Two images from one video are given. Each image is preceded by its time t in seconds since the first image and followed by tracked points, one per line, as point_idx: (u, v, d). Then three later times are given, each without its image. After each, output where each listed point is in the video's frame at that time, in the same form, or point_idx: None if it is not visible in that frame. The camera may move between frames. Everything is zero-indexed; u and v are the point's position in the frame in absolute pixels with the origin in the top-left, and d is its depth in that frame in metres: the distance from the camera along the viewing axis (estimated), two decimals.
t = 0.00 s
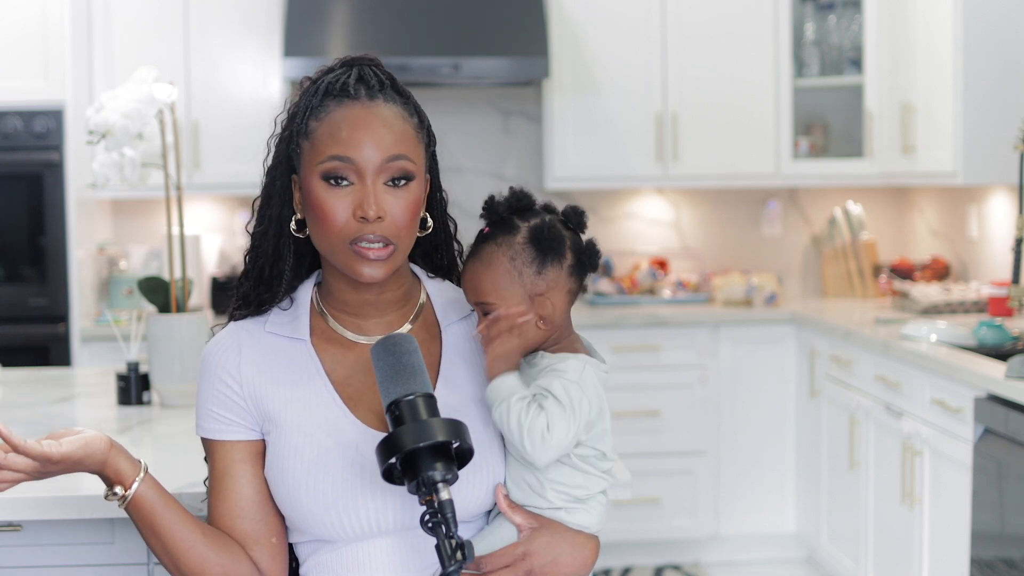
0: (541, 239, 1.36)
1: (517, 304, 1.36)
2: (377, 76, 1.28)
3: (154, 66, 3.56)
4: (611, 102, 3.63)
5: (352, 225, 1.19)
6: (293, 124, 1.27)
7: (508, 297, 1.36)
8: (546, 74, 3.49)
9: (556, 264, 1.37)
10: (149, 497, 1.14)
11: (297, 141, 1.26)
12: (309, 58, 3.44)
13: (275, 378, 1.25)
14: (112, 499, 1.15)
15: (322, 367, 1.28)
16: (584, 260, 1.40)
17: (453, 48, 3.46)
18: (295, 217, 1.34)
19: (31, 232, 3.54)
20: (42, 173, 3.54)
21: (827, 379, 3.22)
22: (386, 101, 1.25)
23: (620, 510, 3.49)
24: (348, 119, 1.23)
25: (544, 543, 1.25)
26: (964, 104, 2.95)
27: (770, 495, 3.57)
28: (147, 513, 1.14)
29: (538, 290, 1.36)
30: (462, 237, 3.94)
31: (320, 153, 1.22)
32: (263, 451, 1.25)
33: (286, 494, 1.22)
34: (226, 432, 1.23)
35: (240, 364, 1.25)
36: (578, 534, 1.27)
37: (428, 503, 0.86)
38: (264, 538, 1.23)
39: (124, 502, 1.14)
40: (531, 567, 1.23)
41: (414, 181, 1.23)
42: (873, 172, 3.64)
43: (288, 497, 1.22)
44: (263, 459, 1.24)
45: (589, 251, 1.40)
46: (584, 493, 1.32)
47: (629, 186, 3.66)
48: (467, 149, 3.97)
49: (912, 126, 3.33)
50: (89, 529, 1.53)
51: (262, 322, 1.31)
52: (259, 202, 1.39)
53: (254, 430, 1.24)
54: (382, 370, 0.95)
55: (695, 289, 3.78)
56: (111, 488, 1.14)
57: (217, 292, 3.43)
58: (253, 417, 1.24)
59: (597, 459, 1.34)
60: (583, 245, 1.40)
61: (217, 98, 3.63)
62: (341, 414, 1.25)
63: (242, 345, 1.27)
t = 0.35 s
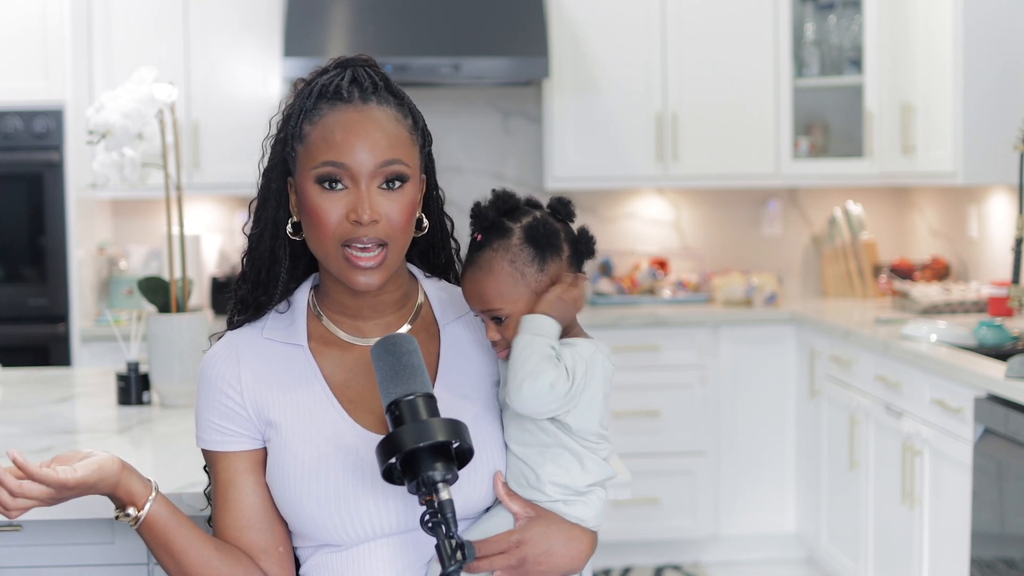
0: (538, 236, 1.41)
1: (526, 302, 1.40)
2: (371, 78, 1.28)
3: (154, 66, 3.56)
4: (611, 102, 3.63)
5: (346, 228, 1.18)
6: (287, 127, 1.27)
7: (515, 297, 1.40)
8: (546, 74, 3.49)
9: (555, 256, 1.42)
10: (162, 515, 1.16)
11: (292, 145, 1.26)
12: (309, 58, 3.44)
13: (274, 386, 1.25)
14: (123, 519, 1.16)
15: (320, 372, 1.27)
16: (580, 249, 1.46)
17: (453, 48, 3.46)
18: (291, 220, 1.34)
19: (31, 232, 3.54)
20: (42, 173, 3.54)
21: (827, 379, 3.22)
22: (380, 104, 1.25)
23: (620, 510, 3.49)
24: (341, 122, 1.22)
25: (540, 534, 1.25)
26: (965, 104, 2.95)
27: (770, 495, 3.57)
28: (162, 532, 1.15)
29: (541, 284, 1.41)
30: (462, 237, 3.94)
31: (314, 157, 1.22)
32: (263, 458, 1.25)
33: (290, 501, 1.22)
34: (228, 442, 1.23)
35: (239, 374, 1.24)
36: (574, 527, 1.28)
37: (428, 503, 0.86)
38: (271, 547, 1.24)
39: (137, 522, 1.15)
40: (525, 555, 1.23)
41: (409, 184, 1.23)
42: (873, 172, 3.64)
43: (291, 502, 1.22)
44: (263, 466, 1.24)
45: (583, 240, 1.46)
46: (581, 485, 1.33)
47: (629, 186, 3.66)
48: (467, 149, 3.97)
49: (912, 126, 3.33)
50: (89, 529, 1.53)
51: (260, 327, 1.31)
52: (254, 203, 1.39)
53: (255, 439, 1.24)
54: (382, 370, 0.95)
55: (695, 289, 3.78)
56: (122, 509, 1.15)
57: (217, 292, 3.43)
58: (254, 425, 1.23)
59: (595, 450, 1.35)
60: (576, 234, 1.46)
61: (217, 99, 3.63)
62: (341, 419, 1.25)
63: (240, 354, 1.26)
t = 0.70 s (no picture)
0: (516, 226, 1.43)
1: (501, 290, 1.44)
2: (366, 77, 1.28)
3: (154, 66, 3.56)
4: (611, 102, 3.63)
5: (352, 228, 1.19)
6: (285, 129, 1.27)
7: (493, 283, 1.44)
8: (546, 74, 3.49)
9: (534, 249, 1.42)
10: (176, 529, 1.13)
11: (290, 146, 1.26)
12: (309, 58, 3.45)
13: (278, 386, 1.25)
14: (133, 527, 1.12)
15: (324, 371, 1.27)
16: (568, 240, 1.45)
17: (453, 48, 3.46)
18: (291, 222, 1.35)
19: (31, 232, 3.55)
20: (42, 173, 3.54)
21: (827, 379, 3.22)
22: (378, 102, 1.25)
23: (620, 510, 3.49)
24: (340, 122, 1.22)
25: (520, 508, 1.22)
26: (965, 104, 2.96)
27: (770, 495, 3.57)
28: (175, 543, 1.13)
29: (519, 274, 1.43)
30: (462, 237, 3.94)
31: (314, 158, 1.22)
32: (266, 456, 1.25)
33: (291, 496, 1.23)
34: (230, 442, 1.23)
35: (243, 373, 1.24)
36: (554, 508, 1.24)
37: (428, 503, 0.86)
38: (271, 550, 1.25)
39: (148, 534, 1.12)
40: (501, 526, 1.20)
41: (410, 181, 1.23)
42: (873, 172, 3.64)
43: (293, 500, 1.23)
44: (266, 464, 1.25)
45: (570, 233, 1.45)
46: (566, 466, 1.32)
47: (629, 186, 3.66)
48: (467, 149, 3.97)
49: (912, 126, 3.33)
50: (89, 530, 1.53)
51: (263, 327, 1.31)
52: (252, 210, 1.40)
53: (258, 437, 1.24)
54: (382, 370, 0.95)
55: (695, 289, 3.78)
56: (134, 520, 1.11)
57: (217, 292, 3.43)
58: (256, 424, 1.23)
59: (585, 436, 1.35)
60: (565, 225, 1.45)
61: (217, 99, 3.63)
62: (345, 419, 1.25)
63: (242, 354, 1.26)
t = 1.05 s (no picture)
0: (519, 204, 1.34)
1: (494, 267, 1.35)
2: (352, 77, 1.29)
3: (154, 66, 3.56)
4: (611, 102, 3.63)
5: (343, 226, 1.19)
6: (274, 130, 1.27)
7: (486, 258, 1.36)
8: (546, 74, 3.49)
9: (532, 231, 1.34)
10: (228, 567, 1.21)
11: (279, 147, 1.26)
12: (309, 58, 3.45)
13: (263, 388, 1.25)
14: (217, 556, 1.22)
15: (308, 371, 1.27)
16: (570, 232, 1.37)
17: (453, 48, 3.46)
18: (281, 222, 1.34)
19: (31, 232, 3.54)
20: (42, 173, 3.54)
21: (827, 379, 3.22)
22: (365, 100, 1.25)
23: (621, 510, 3.49)
24: (328, 121, 1.22)
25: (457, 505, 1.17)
26: (964, 104, 2.96)
27: (770, 495, 3.56)
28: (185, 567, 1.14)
29: (513, 253, 1.34)
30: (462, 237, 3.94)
31: (304, 157, 1.22)
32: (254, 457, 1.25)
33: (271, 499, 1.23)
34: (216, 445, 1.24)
35: (230, 373, 1.25)
36: (495, 509, 1.19)
37: (428, 503, 0.86)
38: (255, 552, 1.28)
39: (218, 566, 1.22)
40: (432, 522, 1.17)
41: (400, 178, 1.24)
42: (873, 172, 3.64)
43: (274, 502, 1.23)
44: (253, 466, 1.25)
45: (571, 225, 1.36)
46: (521, 467, 1.27)
47: (629, 186, 3.66)
48: (467, 149, 3.97)
49: (912, 126, 3.33)
50: (89, 529, 1.53)
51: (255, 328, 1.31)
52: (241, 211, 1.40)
53: (243, 438, 1.24)
54: (383, 370, 0.95)
55: (695, 289, 3.78)
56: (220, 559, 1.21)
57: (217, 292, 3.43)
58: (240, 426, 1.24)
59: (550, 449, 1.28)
60: (570, 216, 1.37)
61: (216, 99, 3.63)
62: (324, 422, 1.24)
63: (232, 355, 1.26)
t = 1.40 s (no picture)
0: (539, 218, 1.32)
1: (516, 285, 1.32)
2: (348, 77, 1.29)
3: (154, 66, 3.56)
4: (611, 102, 3.63)
5: (349, 223, 1.19)
6: (271, 130, 1.27)
7: (507, 278, 1.33)
8: (546, 74, 3.49)
9: (556, 244, 1.33)
10: None
11: (278, 146, 1.26)
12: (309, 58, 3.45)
13: (266, 385, 1.25)
14: None
15: (309, 367, 1.28)
16: (592, 241, 1.36)
17: (453, 48, 3.46)
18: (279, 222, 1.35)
19: (31, 232, 3.54)
20: (42, 173, 3.54)
21: (827, 379, 3.22)
22: (364, 99, 1.25)
23: (621, 510, 3.49)
24: (330, 120, 1.22)
25: (469, 508, 1.21)
26: (965, 103, 2.95)
27: (770, 495, 3.56)
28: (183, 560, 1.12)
29: (538, 270, 1.32)
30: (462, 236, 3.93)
31: (308, 156, 1.22)
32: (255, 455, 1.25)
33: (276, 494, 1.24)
34: (215, 443, 1.24)
35: (230, 371, 1.25)
36: (508, 512, 1.22)
37: (429, 503, 0.86)
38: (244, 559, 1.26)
39: None
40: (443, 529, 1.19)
41: (401, 177, 1.24)
42: (873, 172, 3.64)
43: (279, 499, 1.24)
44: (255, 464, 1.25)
45: (593, 232, 1.36)
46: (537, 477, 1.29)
47: (629, 186, 3.66)
48: (467, 149, 3.97)
49: (912, 125, 3.33)
50: (89, 530, 1.53)
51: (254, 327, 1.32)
52: (232, 212, 1.39)
53: (244, 436, 1.25)
54: (383, 370, 0.95)
55: (695, 289, 3.78)
56: None
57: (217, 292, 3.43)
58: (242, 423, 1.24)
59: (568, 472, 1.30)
60: (589, 224, 1.36)
61: (216, 99, 3.63)
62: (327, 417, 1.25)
63: (232, 352, 1.27)
